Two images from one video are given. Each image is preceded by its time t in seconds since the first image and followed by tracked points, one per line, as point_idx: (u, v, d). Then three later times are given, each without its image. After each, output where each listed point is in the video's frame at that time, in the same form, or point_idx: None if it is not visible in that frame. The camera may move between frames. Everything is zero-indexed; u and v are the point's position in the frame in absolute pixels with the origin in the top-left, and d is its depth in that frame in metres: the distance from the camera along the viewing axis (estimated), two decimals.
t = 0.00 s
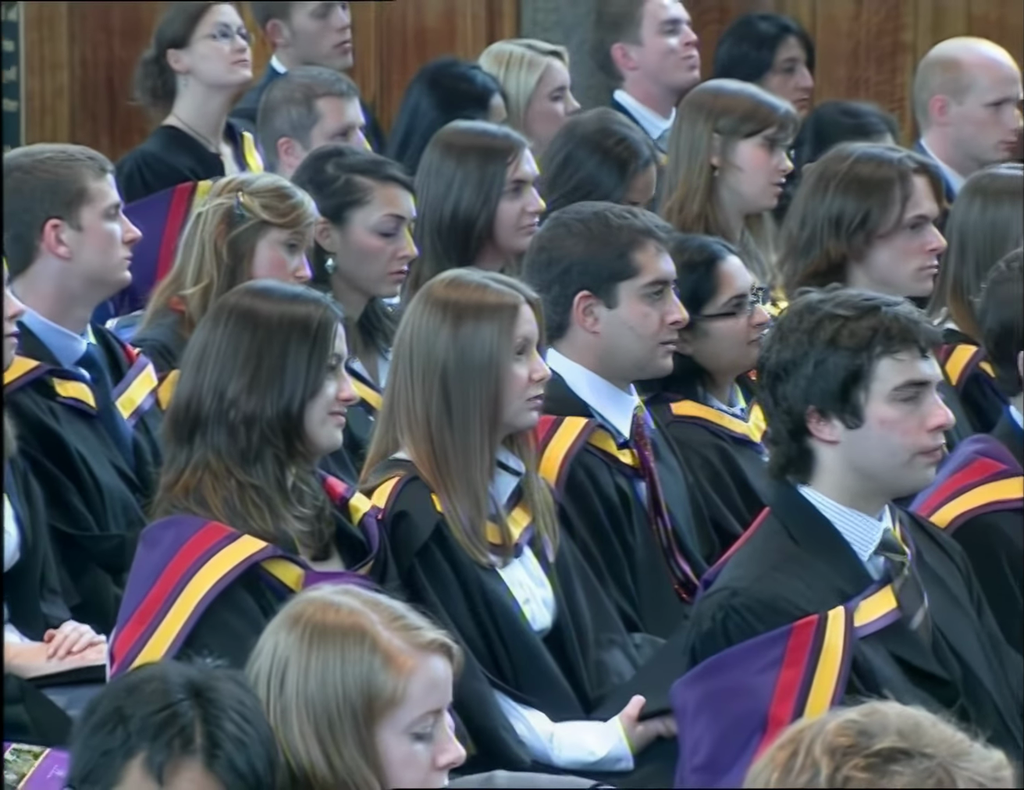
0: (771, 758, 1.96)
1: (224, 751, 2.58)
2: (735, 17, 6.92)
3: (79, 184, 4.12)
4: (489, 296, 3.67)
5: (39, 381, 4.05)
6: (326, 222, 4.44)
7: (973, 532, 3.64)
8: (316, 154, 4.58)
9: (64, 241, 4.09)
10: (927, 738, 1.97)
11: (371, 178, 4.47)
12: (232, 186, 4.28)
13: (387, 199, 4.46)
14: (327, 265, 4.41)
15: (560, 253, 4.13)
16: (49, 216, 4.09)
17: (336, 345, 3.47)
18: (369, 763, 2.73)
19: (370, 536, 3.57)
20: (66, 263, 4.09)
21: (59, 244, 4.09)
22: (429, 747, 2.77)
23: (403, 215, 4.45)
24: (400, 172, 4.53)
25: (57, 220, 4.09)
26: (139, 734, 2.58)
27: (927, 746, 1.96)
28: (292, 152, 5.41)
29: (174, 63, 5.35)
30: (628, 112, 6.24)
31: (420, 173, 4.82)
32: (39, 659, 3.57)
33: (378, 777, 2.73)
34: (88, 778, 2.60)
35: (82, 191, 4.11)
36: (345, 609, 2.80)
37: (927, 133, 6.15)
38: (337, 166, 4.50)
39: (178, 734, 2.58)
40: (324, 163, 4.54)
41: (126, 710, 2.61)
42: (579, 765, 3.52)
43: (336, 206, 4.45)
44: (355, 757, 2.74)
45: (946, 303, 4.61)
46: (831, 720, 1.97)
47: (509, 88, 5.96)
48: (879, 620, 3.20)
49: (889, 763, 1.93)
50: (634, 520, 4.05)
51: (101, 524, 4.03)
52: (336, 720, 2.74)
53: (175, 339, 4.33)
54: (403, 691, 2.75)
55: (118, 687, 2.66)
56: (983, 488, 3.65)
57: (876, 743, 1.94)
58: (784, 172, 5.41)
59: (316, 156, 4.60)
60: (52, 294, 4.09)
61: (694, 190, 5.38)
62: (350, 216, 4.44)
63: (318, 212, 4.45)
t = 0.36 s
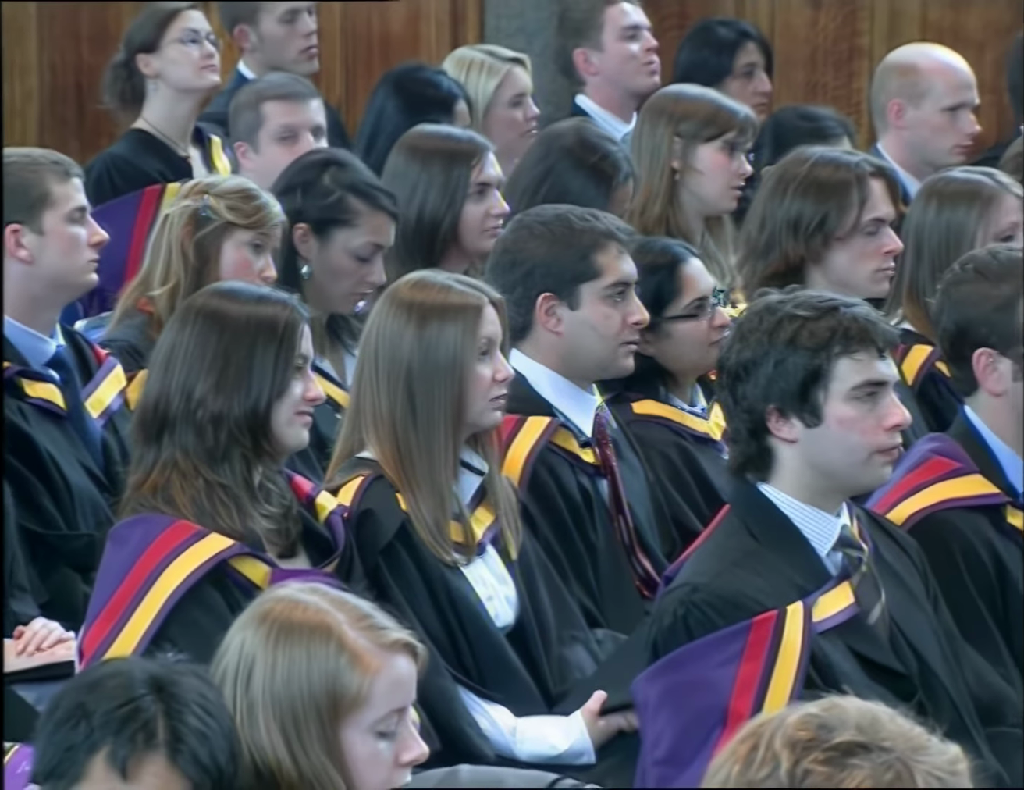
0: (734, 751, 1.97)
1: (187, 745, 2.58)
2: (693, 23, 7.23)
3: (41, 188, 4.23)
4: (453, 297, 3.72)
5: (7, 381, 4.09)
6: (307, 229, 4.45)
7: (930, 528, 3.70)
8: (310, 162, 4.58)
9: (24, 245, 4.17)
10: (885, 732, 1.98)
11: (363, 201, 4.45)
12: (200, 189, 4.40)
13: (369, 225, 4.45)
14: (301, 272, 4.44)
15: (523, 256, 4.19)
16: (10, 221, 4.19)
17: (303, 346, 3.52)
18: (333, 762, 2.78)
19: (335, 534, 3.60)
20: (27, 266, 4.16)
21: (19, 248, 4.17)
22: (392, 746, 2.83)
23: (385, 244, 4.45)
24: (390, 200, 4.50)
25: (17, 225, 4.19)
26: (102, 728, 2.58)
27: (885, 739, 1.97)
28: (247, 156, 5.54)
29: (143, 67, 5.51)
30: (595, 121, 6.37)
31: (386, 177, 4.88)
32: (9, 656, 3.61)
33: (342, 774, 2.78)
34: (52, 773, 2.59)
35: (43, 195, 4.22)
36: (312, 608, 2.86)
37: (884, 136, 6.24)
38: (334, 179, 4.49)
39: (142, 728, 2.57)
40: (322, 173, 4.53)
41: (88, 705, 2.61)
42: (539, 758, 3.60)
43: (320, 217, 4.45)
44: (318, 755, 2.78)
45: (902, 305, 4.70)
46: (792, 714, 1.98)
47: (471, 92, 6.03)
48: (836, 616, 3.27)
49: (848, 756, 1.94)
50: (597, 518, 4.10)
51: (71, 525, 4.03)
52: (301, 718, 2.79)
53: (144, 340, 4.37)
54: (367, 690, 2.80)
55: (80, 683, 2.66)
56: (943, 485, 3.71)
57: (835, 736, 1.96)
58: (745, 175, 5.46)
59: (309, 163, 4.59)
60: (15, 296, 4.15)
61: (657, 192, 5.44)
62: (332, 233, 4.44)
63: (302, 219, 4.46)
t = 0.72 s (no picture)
0: (696, 747, 2.00)
1: (151, 739, 2.65)
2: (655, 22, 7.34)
3: None
4: (418, 298, 3.77)
5: None
6: (281, 234, 4.47)
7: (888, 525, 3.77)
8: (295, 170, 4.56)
9: None
10: (844, 727, 1.99)
11: (339, 213, 4.48)
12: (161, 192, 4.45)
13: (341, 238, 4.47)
14: (273, 276, 4.45)
15: (488, 257, 4.24)
16: None
17: (270, 347, 3.57)
18: (293, 758, 2.82)
19: (303, 532, 3.64)
20: None
21: None
22: (354, 742, 2.87)
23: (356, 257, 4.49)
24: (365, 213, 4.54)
25: None
26: (66, 723, 2.63)
27: (845, 734, 1.98)
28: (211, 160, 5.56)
29: (112, 70, 5.59)
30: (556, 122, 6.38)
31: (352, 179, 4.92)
32: None
33: (303, 770, 2.83)
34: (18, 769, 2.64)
35: None
36: (274, 605, 2.90)
37: (843, 140, 6.29)
38: (314, 187, 4.49)
39: (106, 721, 2.63)
40: (301, 181, 4.52)
41: (52, 700, 2.66)
42: (505, 753, 3.63)
43: (298, 223, 4.46)
44: (279, 751, 2.82)
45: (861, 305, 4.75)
46: (753, 710, 2.00)
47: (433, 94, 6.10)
48: (796, 612, 3.32)
49: (808, 752, 1.96)
50: (559, 516, 4.16)
51: (40, 524, 4.05)
52: (262, 714, 2.84)
53: (112, 341, 4.41)
54: (327, 688, 2.84)
55: (44, 678, 2.71)
56: (903, 482, 3.77)
57: (796, 731, 1.97)
58: (706, 178, 5.54)
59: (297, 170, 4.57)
60: None
61: (620, 194, 5.49)
62: (305, 241, 4.46)
63: (279, 221, 4.47)
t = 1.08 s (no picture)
0: (663, 740, 2.12)
1: (128, 741, 3.00)
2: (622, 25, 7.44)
3: None
4: (387, 299, 3.81)
5: None
6: (257, 239, 4.50)
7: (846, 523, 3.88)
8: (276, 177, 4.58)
9: None
10: (807, 721, 2.13)
11: (315, 224, 4.51)
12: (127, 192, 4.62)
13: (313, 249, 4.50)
14: (247, 280, 4.49)
15: (456, 258, 4.29)
16: None
17: (241, 347, 3.62)
18: (272, 748, 3.12)
19: (273, 527, 3.72)
20: None
21: None
22: (328, 733, 3.17)
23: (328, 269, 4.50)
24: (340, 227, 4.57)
25: None
26: (48, 722, 2.98)
27: (807, 728, 2.12)
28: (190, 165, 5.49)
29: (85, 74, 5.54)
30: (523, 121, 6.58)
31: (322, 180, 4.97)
32: None
33: (280, 760, 3.12)
34: None
35: None
36: (249, 604, 3.19)
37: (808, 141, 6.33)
38: (292, 196, 4.53)
39: (87, 722, 2.99)
40: (280, 189, 4.55)
41: (36, 698, 3.02)
42: (471, 747, 3.69)
43: (274, 231, 4.50)
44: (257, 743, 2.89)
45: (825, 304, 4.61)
46: (719, 704, 2.14)
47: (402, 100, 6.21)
48: (760, 606, 3.39)
49: (770, 745, 2.09)
50: (527, 512, 4.20)
51: (14, 523, 4.11)
52: (241, 708, 3.13)
53: (84, 341, 4.46)
54: (305, 682, 3.14)
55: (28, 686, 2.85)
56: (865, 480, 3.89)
57: (759, 724, 2.11)
58: (671, 179, 5.75)
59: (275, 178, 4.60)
60: None
61: (586, 196, 5.58)
62: (279, 249, 4.50)
63: (254, 225, 4.51)
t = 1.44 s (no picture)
0: (629, 734, 2.08)
1: (118, 744, 2.73)
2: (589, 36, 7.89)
3: None
4: (359, 300, 3.89)
5: None
6: (230, 240, 4.57)
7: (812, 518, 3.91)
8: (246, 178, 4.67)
9: None
10: (773, 715, 2.08)
11: (287, 224, 4.59)
12: (88, 192, 4.57)
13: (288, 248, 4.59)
14: (221, 281, 4.55)
15: (427, 259, 4.36)
16: None
17: (215, 347, 3.69)
18: (249, 747, 2.93)
19: (247, 525, 3.77)
20: None
21: None
22: (307, 731, 2.98)
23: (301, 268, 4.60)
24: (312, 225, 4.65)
25: None
26: (40, 721, 2.70)
27: (772, 721, 2.08)
28: (173, 166, 5.57)
29: (64, 78, 5.69)
30: (493, 125, 6.59)
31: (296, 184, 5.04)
32: None
33: (258, 759, 2.93)
34: None
35: None
36: (231, 598, 3.01)
37: (772, 145, 6.46)
38: (264, 198, 4.61)
39: (78, 724, 2.71)
40: (252, 189, 4.63)
41: (29, 697, 2.74)
42: (445, 741, 3.77)
43: (246, 231, 4.56)
44: (237, 741, 2.94)
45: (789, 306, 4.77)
46: (684, 698, 2.10)
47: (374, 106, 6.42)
48: (727, 602, 3.39)
49: (737, 737, 2.04)
50: (498, 509, 4.28)
51: None
52: (221, 704, 2.94)
53: (60, 342, 4.45)
54: (285, 680, 2.96)
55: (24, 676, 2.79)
56: (832, 476, 3.91)
57: (725, 717, 2.06)
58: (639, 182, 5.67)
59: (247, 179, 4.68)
60: None
61: (555, 199, 5.63)
62: (251, 249, 4.56)
63: (226, 227, 4.58)
